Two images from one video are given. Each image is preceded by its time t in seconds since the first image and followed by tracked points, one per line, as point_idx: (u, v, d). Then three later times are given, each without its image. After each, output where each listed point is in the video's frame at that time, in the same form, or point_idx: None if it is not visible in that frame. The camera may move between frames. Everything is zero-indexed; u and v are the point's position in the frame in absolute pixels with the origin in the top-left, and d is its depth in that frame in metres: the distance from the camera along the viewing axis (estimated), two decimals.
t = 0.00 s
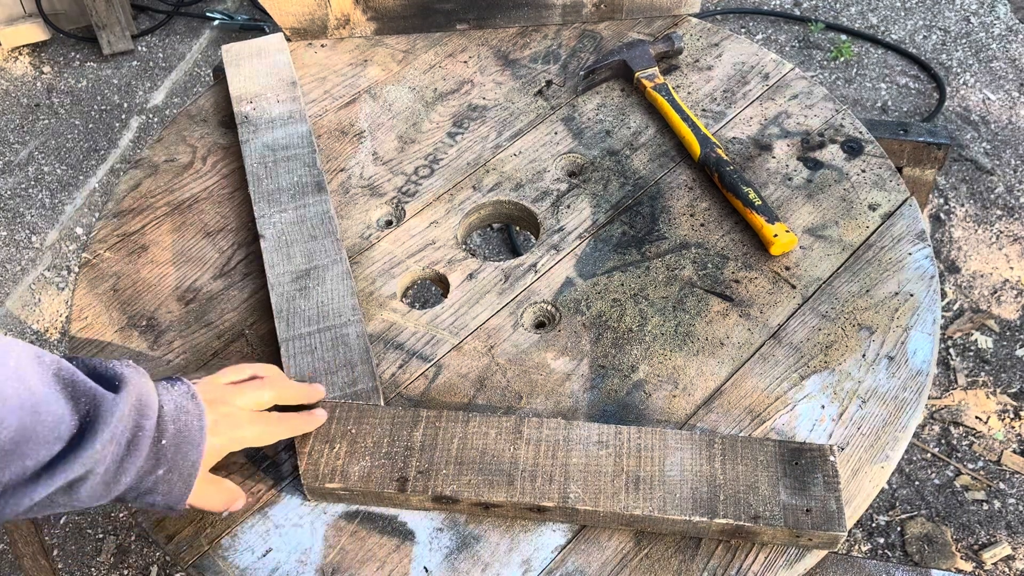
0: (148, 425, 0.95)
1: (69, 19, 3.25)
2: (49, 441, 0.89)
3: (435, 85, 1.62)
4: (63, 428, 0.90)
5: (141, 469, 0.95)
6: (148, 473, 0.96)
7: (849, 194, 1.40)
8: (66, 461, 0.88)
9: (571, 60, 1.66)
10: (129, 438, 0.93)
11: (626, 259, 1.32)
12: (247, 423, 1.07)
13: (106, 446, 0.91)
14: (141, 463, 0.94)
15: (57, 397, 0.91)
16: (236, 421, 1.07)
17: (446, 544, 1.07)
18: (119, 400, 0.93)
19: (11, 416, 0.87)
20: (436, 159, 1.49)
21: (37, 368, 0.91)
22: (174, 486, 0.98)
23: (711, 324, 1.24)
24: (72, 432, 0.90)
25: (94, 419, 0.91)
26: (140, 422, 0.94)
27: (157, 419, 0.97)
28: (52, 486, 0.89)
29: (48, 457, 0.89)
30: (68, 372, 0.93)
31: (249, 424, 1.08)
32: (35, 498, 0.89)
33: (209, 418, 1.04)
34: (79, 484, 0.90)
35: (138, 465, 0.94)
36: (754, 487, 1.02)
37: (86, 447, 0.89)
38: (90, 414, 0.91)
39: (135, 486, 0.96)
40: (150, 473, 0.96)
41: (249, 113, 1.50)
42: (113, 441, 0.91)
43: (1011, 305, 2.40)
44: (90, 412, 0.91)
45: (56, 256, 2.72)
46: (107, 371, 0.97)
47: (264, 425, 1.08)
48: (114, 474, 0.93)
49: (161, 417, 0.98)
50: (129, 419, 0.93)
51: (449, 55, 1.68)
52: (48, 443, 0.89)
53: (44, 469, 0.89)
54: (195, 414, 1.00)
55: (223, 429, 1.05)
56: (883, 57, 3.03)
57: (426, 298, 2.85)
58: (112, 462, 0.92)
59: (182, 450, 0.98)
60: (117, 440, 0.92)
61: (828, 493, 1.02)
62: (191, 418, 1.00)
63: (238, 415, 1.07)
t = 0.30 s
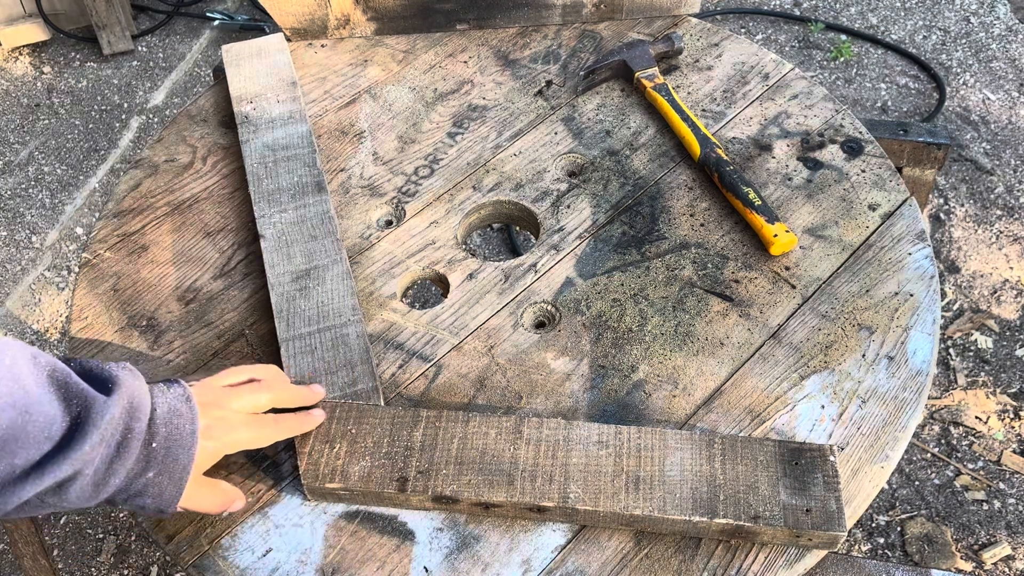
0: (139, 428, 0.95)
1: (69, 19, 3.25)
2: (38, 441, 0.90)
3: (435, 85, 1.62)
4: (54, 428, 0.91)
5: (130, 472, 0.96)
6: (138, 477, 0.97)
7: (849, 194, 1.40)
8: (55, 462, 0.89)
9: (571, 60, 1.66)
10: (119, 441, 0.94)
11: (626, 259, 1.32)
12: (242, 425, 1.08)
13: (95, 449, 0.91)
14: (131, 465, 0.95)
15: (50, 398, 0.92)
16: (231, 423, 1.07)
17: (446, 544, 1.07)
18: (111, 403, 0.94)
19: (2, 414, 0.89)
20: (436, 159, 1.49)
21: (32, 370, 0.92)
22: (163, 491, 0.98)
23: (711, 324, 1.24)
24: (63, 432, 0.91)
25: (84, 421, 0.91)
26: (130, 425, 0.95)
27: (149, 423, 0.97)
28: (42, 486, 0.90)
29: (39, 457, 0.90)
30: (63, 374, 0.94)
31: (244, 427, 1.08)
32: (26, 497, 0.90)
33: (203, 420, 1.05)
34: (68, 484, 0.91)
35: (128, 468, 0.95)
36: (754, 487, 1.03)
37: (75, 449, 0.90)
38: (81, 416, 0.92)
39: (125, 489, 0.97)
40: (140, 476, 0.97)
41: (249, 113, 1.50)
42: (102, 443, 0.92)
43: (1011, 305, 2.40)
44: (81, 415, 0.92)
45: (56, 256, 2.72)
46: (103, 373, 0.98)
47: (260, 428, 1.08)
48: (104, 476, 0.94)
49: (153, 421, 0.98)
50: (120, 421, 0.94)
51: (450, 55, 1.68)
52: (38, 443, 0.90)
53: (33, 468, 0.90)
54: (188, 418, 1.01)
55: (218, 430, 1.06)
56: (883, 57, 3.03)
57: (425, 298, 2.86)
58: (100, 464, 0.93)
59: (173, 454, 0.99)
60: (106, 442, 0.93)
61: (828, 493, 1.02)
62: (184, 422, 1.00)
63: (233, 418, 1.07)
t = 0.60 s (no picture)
0: (126, 416, 0.97)
1: (69, 19, 3.25)
2: (23, 428, 0.92)
3: (435, 85, 1.62)
4: (39, 416, 0.92)
5: (118, 460, 0.97)
6: (126, 466, 0.98)
7: (849, 194, 1.40)
8: (38, 449, 0.91)
9: (571, 60, 1.66)
10: (105, 429, 0.95)
11: (626, 259, 1.32)
12: (234, 418, 1.07)
13: (79, 436, 0.93)
14: (118, 454, 0.96)
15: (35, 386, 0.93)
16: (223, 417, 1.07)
17: (446, 544, 1.07)
18: (96, 391, 0.95)
19: None
20: (436, 159, 1.49)
21: (18, 359, 0.94)
22: (152, 479, 0.99)
23: (711, 324, 1.24)
24: (48, 420, 0.93)
25: (68, 408, 0.93)
26: (116, 413, 0.96)
27: (137, 412, 0.98)
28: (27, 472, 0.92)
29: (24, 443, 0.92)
30: (50, 362, 0.96)
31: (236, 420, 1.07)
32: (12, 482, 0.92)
33: (193, 412, 1.05)
34: (54, 470, 0.93)
35: (115, 456, 0.96)
36: (754, 487, 1.03)
37: (59, 435, 0.92)
38: (66, 403, 0.93)
39: (115, 477, 0.99)
40: (128, 465, 0.98)
41: (249, 113, 1.50)
42: (86, 431, 0.94)
43: (1011, 305, 2.40)
44: (66, 402, 0.94)
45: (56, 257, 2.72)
46: (90, 362, 0.99)
47: (252, 423, 1.08)
48: (91, 464, 0.95)
49: (142, 410, 0.99)
50: (105, 410, 0.95)
51: (450, 55, 1.68)
52: (22, 430, 0.91)
53: (17, 455, 0.92)
54: (177, 408, 1.01)
55: (209, 423, 1.05)
56: (883, 57, 3.03)
57: (426, 298, 2.85)
58: (85, 451, 0.94)
59: (161, 443, 0.99)
60: (91, 429, 0.94)
61: (827, 493, 1.02)
62: (173, 412, 1.01)
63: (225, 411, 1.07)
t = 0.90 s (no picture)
0: (121, 397, 0.94)
1: (70, 19, 3.25)
2: (17, 408, 0.89)
3: (435, 85, 1.62)
4: (33, 396, 0.89)
5: (112, 441, 0.95)
6: (121, 446, 0.96)
7: (849, 194, 1.40)
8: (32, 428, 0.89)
9: (571, 60, 1.66)
10: (99, 410, 0.93)
11: (626, 259, 1.32)
12: (233, 405, 1.06)
13: (72, 415, 0.91)
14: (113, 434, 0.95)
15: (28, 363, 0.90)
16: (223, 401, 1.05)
17: (446, 544, 1.07)
18: (90, 371, 0.92)
19: None
20: (436, 159, 1.49)
21: (11, 336, 0.90)
22: (148, 460, 0.98)
23: (711, 324, 1.24)
24: (42, 399, 0.90)
25: (62, 389, 0.90)
26: (111, 394, 0.94)
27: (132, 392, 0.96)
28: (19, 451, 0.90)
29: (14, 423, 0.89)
30: (42, 339, 0.92)
31: (235, 407, 1.06)
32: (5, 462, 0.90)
33: (192, 395, 1.03)
34: (47, 448, 0.92)
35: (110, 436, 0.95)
36: (754, 487, 1.03)
37: (53, 414, 0.90)
38: (59, 382, 0.91)
39: (110, 457, 0.97)
40: (123, 445, 0.96)
41: (249, 113, 1.50)
42: (80, 410, 0.92)
43: (1011, 305, 2.40)
44: (60, 382, 0.91)
45: (56, 257, 2.72)
46: (85, 341, 0.96)
47: (251, 412, 1.07)
48: (85, 443, 0.94)
49: (138, 390, 0.97)
50: (99, 390, 0.93)
51: (450, 55, 1.68)
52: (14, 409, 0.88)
53: (10, 435, 0.89)
54: (174, 389, 0.99)
55: (207, 406, 1.04)
56: (883, 57, 3.03)
57: (426, 298, 2.86)
58: (78, 431, 0.92)
59: (157, 425, 0.98)
60: (85, 410, 0.92)
61: (828, 493, 1.02)
62: (169, 392, 0.99)
63: (224, 396, 1.05)
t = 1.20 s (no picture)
0: (94, 314, 0.90)
1: (70, 19, 3.25)
2: None
3: (435, 85, 1.62)
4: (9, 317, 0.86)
5: (88, 358, 0.90)
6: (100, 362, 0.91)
7: (849, 194, 1.40)
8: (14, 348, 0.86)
9: (571, 60, 1.66)
10: (74, 327, 0.89)
11: (626, 259, 1.32)
12: (209, 326, 0.99)
13: (48, 333, 0.87)
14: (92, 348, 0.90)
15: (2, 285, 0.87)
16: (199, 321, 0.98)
17: (446, 544, 1.07)
18: (62, 289, 0.89)
19: None
20: (436, 159, 1.49)
21: None
22: (127, 375, 0.92)
23: (711, 324, 1.24)
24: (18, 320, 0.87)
25: (38, 307, 0.87)
26: (84, 310, 0.89)
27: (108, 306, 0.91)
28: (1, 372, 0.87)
29: None
30: (14, 265, 0.89)
31: (212, 325, 0.99)
32: None
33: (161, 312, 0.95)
34: (29, 368, 0.88)
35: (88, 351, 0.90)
36: (754, 487, 1.03)
37: (28, 332, 0.87)
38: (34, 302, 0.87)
39: (90, 376, 0.91)
40: (101, 359, 0.90)
41: (249, 113, 1.50)
42: (57, 326, 0.88)
43: (1011, 306, 2.40)
44: (33, 301, 0.87)
45: (56, 257, 2.72)
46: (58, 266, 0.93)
47: (226, 333, 1.00)
48: (65, 360, 0.89)
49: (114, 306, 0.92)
50: (74, 306, 0.89)
51: (450, 55, 1.68)
52: None
53: None
54: (147, 304, 0.93)
55: (177, 321, 0.96)
56: (883, 57, 3.03)
57: (426, 298, 2.86)
58: (57, 350, 0.89)
59: (135, 337, 0.92)
60: (58, 326, 0.88)
61: (828, 493, 1.02)
62: (141, 307, 0.93)
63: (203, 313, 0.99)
